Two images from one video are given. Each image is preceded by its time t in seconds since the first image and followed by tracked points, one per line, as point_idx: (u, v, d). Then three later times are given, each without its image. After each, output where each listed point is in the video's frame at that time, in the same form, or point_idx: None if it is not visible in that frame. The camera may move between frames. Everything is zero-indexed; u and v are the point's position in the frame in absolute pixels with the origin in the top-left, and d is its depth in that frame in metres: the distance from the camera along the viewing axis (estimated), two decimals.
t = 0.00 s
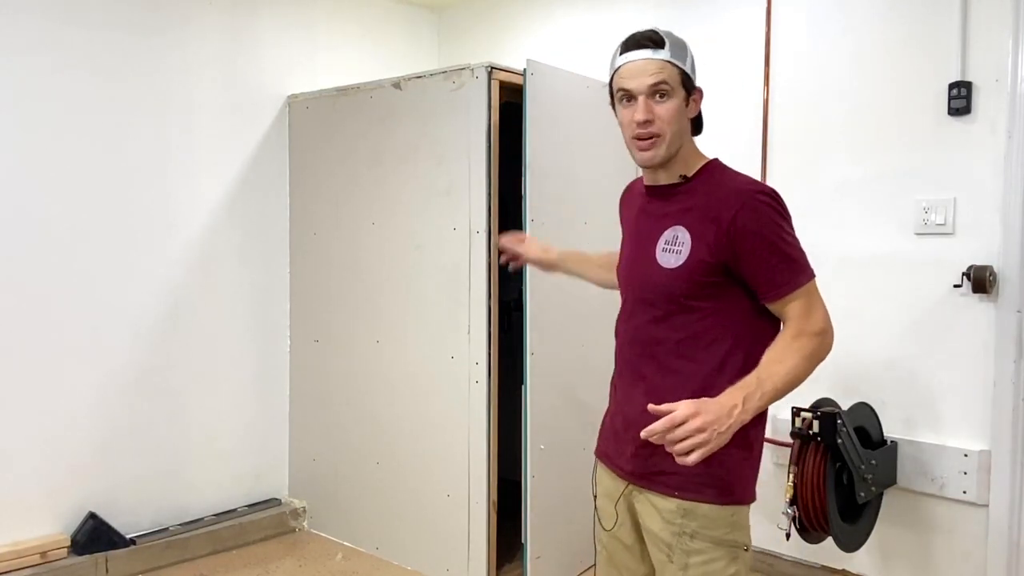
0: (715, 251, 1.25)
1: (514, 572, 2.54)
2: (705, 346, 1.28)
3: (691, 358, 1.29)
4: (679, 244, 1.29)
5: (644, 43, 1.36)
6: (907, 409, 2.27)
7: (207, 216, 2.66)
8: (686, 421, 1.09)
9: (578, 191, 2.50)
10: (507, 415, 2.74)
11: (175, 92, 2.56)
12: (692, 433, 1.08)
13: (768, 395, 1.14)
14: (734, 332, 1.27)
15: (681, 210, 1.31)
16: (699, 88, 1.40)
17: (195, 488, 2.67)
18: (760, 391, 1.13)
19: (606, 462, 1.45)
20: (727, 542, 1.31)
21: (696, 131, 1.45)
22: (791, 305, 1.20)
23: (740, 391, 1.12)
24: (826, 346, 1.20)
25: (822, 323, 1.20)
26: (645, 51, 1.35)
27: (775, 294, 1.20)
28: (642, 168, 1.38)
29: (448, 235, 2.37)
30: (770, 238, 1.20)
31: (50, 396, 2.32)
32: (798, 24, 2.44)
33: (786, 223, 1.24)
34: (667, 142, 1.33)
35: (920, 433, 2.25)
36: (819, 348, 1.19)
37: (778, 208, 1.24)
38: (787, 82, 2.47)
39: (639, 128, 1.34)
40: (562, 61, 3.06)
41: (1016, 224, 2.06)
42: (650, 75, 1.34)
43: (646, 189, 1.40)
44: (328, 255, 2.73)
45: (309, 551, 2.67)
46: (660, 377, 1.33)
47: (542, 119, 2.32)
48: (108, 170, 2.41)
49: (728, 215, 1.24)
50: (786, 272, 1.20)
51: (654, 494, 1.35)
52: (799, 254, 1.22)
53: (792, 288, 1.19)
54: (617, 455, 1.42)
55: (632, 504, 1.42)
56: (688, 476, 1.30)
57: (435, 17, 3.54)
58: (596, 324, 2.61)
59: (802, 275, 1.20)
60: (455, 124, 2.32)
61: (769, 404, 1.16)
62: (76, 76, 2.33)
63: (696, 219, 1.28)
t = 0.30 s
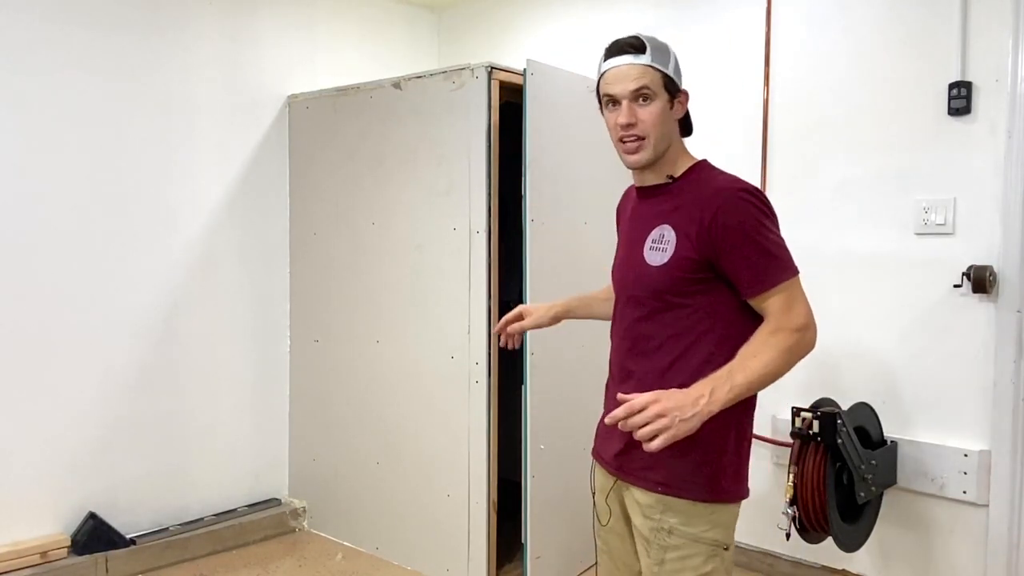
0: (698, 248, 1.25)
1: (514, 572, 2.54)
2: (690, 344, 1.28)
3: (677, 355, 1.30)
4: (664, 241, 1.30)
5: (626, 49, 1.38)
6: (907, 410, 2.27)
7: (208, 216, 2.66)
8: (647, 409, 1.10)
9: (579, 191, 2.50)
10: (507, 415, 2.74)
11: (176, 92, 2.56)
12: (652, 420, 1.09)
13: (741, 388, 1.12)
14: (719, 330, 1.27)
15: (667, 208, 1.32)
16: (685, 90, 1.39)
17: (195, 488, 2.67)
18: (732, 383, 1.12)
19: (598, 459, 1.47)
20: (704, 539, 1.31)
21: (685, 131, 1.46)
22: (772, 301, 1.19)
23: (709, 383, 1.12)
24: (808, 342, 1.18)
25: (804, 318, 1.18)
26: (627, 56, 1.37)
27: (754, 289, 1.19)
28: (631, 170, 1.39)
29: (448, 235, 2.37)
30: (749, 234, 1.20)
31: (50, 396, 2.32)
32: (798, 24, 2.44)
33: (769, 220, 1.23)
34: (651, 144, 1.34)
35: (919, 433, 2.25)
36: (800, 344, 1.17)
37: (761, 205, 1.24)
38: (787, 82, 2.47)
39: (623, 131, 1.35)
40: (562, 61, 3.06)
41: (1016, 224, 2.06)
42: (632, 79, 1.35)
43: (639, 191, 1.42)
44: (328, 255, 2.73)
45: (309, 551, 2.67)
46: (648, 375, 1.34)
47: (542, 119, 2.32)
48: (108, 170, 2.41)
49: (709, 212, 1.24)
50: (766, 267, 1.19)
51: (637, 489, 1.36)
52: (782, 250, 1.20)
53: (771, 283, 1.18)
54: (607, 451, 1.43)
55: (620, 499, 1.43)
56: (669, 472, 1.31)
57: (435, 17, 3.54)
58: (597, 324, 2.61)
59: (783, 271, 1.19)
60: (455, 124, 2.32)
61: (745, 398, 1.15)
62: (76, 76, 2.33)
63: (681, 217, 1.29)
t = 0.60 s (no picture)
0: (697, 245, 1.25)
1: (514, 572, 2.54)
2: (691, 342, 1.29)
3: (679, 353, 1.30)
4: (664, 239, 1.31)
5: (600, 54, 1.41)
6: (907, 410, 2.27)
7: (208, 216, 2.66)
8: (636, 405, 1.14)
9: (579, 191, 2.50)
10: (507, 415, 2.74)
11: (176, 92, 2.56)
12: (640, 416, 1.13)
13: (733, 386, 1.13)
14: (721, 327, 1.27)
15: (669, 206, 1.33)
16: (668, 84, 1.37)
17: (195, 488, 2.67)
18: (726, 382, 1.13)
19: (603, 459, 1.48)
20: (705, 543, 1.30)
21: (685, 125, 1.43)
22: (771, 300, 1.18)
23: (702, 381, 1.14)
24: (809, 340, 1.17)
25: (806, 317, 1.17)
26: (600, 62, 1.40)
27: (752, 287, 1.19)
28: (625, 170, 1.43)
29: (448, 235, 2.37)
30: (747, 231, 1.19)
31: (49, 396, 2.32)
32: (798, 24, 2.44)
33: (770, 217, 1.23)
34: (625, 146, 1.36)
35: (920, 433, 2.25)
36: (800, 342, 1.16)
37: (762, 202, 1.23)
38: (787, 82, 2.47)
39: (601, 136, 1.40)
40: (562, 61, 3.06)
41: (1016, 224, 2.05)
42: (603, 84, 1.38)
43: (643, 188, 1.43)
44: (328, 255, 2.73)
45: (309, 551, 2.66)
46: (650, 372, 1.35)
47: (542, 119, 2.32)
48: (108, 170, 2.41)
49: (708, 209, 1.24)
50: (765, 264, 1.18)
51: (638, 491, 1.37)
52: (782, 248, 1.20)
53: (771, 280, 1.18)
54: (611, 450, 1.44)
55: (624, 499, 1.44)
56: (669, 475, 1.31)
57: (435, 17, 3.54)
58: (597, 324, 2.61)
59: (783, 268, 1.18)
60: (455, 124, 2.32)
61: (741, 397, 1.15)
62: (76, 76, 2.33)
63: (681, 214, 1.29)
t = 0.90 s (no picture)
0: (699, 245, 1.26)
1: (514, 572, 2.54)
2: (694, 342, 1.29)
3: (683, 352, 1.31)
4: (667, 239, 1.32)
5: (593, 59, 1.44)
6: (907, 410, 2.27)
7: (208, 216, 2.66)
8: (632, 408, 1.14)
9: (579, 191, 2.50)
10: (508, 415, 2.74)
11: (176, 92, 2.56)
12: (636, 419, 1.13)
13: (731, 387, 1.12)
14: (723, 326, 1.27)
15: (672, 205, 1.33)
16: (662, 83, 1.38)
17: (195, 488, 2.67)
18: (723, 383, 1.13)
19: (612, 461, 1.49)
20: (710, 545, 1.30)
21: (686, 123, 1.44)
22: (772, 298, 1.17)
23: (699, 381, 1.13)
24: (814, 340, 1.16)
25: (809, 316, 1.15)
26: (593, 67, 1.43)
27: (752, 287, 1.19)
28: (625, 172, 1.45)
29: (448, 235, 2.37)
30: (746, 230, 1.19)
31: (49, 396, 2.32)
32: (798, 24, 2.44)
33: (772, 215, 1.22)
34: (620, 150, 1.39)
35: (920, 433, 2.25)
36: (803, 342, 1.14)
37: (762, 200, 1.22)
38: (787, 82, 2.48)
39: (597, 141, 1.43)
40: (562, 61, 3.07)
41: (1016, 224, 2.06)
42: (595, 89, 1.41)
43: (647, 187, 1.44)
44: (328, 255, 2.73)
45: (309, 551, 2.67)
46: (656, 372, 1.36)
47: (543, 119, 2.32)
48: (108, 170, 2.41)
49: (709, 207, 1.24)
50: (765, 262, 1.17)
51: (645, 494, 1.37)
52: (783, 245, 1.19)
53: (771, 279, 1.17)
54: (621, 452, 1.45)
55: (630, 501, 1.45)
56: (675, 478, 1.32)
57: (435, 18, 3.54)
58: (597, 324, 2.61)
59: (783, 267, 1.17)
60: (455, 124, 2.32)
61: (739, 397, 1.15)
62: (75, 76, 2.33)
63: (683, 213, 1.29)
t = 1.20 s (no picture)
0: (711, 247, 1.26)
1: (514, 572, 2.54)
2: (702, 344, 1.29)
3: (688, 353, 1.30)
4: (676, 240, 1.31)
5: (625, 45, 1.39)
6: (907, 410, 2.27)
7: (207, 216, 2.66)
8: (655, 399, 1.14)
9: (579, 191, 2.50)
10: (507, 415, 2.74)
11: (176, 93, 2.56)
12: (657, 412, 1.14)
13: (747, 384, 1.15)
14: (730, 327, 1.28)
15: (681, 206, 1.33)
16: (690, 83, 1.40)
17: (195, 488, 2.67)
18: (740, 381, 1.15)
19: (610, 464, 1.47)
20: (726, 544, 1.30)
21: (695, 125, 1.45)
22: (786, 302, 1.20)
23: (718, 377, 1.15)
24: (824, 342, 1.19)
25: (819, 320, 1.18)
26: (627, 53, 1.38)
27: (767, 289, 1.20)
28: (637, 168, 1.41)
29: (448, 235, 2.37)
30: (763, 234, 1.20)
31: (49, 396, 2.32)
32: (799, 24, 2.44)
33: (785, 218, 1.24)
34: (653, 141, 1.35)
35: (920, 433, 2.25)
36: (813, 345, 1.18)
37: (776, 203, 1.23)
38: (787, 82, 2.48)
39: (624, 130, 1.37)
40: (562, 61, 3.07)
41: (1016, 223, 2.05)
42: (631, 77, 1.37)
43: (649, 187, 1.43)
44: (328, 255, 2.73)
45: (309, 551, 2.67)
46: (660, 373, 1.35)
47: (542, 119, 2.32)
48: (108, 170, 2.41)
49: (723, 209, 1.24)
50: (780, 264, 1.19)
51: (652, 496, 1.36)
52: (797, 249, 1.20)
53: (786, 281, 1.19)
54: (619, 455, 1.44)
55: (634, 504, 1.43)
56: (684, 479, 1.31)
57: (435, 17, 3.54)
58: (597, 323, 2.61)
59: (798, 270, 1.19)
60: (455, 124, 2.32)
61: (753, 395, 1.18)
62: (75, 76, 2.33)
63: (694, 213, 1.29)
